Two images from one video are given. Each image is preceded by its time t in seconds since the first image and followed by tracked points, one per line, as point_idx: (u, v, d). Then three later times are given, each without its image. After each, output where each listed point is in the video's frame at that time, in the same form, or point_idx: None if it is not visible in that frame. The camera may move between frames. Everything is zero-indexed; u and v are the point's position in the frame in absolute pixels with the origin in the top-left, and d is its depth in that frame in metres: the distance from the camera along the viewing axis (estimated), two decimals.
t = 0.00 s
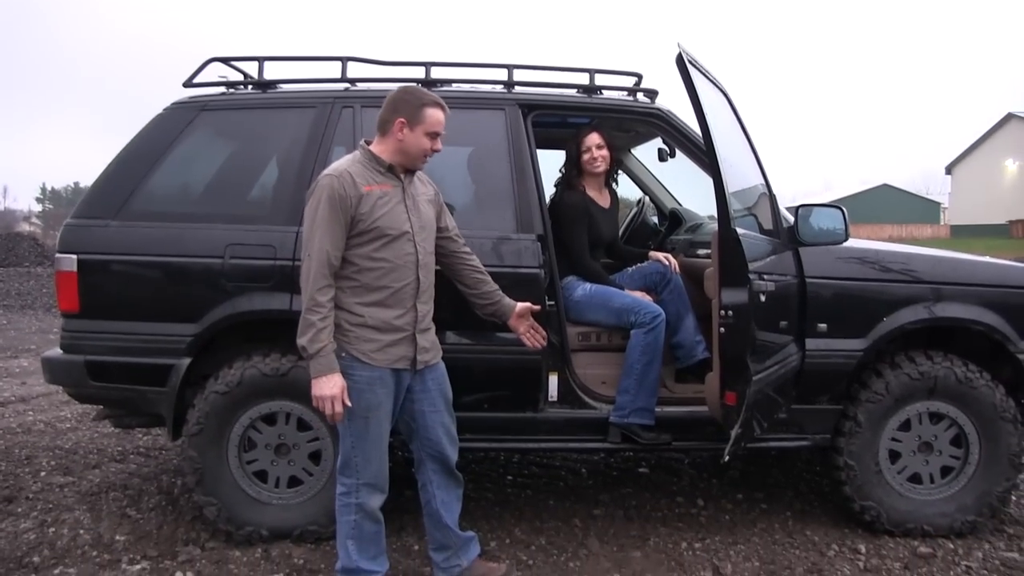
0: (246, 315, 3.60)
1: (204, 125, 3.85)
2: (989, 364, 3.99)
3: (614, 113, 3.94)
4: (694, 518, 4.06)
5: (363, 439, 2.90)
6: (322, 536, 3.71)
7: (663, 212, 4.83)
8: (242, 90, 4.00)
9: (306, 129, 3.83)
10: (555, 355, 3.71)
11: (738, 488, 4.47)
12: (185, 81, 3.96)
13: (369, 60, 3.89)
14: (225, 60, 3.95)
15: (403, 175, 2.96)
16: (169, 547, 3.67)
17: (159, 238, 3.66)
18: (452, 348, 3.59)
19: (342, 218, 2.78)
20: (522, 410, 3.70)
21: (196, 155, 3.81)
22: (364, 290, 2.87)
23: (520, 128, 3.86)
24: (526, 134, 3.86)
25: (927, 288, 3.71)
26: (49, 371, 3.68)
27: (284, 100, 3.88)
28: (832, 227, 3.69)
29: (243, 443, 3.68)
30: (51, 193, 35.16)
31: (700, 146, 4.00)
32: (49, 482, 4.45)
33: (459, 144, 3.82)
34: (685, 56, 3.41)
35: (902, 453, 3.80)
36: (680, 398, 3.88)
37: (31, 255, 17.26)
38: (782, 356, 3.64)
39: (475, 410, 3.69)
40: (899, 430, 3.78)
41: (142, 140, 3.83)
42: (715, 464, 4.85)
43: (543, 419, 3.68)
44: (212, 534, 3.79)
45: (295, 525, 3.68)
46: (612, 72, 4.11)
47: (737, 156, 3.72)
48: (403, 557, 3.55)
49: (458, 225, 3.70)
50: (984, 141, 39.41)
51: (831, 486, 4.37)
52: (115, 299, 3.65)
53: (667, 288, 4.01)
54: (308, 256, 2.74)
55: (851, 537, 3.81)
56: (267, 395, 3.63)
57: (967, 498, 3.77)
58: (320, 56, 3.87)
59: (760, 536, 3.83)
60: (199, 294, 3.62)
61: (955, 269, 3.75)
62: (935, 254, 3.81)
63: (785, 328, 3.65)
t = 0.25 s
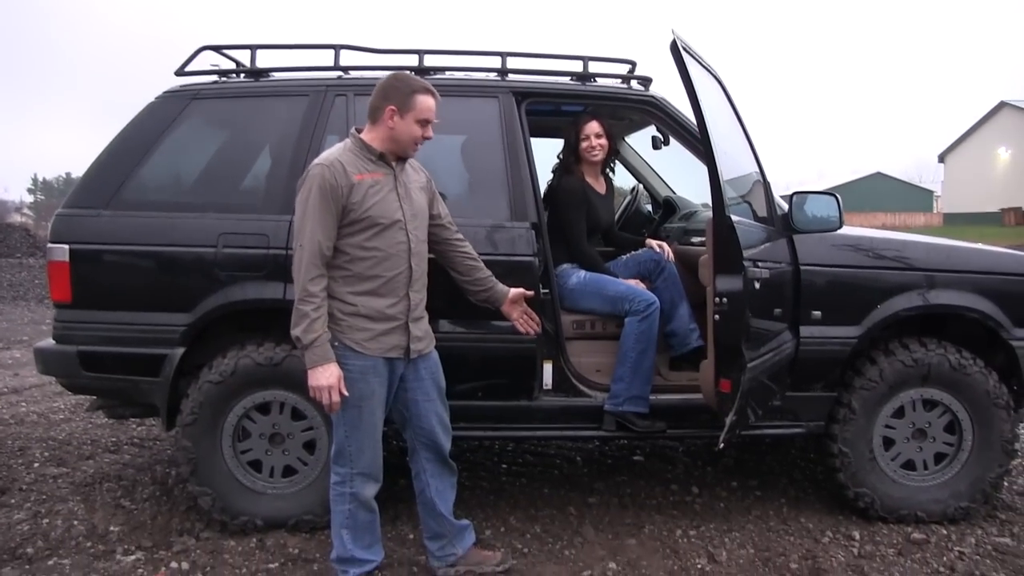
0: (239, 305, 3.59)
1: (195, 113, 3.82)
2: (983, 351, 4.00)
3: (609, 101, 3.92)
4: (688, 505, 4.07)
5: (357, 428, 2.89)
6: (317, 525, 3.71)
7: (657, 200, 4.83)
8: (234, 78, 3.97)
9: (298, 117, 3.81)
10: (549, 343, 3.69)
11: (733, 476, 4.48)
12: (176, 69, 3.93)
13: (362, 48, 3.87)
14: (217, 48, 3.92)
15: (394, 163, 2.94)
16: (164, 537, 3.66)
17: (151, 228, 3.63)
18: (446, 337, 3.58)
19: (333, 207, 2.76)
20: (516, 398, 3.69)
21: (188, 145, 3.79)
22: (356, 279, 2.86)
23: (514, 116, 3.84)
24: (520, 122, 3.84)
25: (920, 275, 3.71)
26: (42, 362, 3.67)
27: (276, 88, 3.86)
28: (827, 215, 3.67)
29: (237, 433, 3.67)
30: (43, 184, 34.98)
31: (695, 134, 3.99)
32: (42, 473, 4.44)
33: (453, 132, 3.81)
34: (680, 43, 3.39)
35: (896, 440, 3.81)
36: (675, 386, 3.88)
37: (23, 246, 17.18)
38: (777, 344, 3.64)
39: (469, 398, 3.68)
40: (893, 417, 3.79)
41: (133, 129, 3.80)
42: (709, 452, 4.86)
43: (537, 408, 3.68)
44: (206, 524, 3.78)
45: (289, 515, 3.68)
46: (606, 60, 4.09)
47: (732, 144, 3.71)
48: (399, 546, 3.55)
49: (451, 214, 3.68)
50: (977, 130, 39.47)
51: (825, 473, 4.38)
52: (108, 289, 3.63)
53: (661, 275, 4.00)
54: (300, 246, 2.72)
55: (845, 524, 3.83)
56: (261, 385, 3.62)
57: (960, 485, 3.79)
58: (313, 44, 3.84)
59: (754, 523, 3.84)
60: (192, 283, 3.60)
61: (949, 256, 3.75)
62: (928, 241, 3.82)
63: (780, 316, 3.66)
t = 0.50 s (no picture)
0: (234, 298, 3.57)
1: (190, 106, 3.80)
2: (978, 345, 4.00)
3: (605, 94, 3.91)
4: (684, 499, 4.07)
5: (352, 423, 2.88)
6: (312, 519, 3.70)
7: (653, 194, 4.82)
8: (229, 70, 3.95)
9: (294, 110, 3.79)
10: (544, 337, 3.70)
11: (728, 470, 4.48)
12: (171, 61, 3.91)
13: (358, 40, 3.85)
14: (212, 40, 3.89)
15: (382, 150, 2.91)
16: (158, 531, 3.66)
17: (145, 220, 3.62)
18: (442, 330, 3.57)
19: (328, 199, 2.75)
20: (512, 391, 3.69)
21: (183, 137, 3.77)
22: (352, 273, 2.85)
23: (509, 109, 3.83)
24: (516, 116, 3.83)
25: (916, 269, 3.71)
26: (36, 355, 3.65)
27: (271, 81, 3.83)
28: (822, 209, 3.67)
29: (231, 426, 3.66)
30: (37, 177, 34.84)
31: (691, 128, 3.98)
32: (36, 466, 4.43)
33: (448, 125, 3.79)
34: (676, 36, 3.38)
35: (891, 434, 3.81)
36: (671, 379, 3.88)
37: (17, 239, 17.11)
38: (772, 338, 3.64)
39: (465, 392, 3.68)
40: (889, 411, 3.79)
41: (127, 122, 3.78)
42: (704, 446, 4.86)
43: (533, 401, 3.67)
44: (201, 517, 3.77)
45: (284, 509, 3.67)
46: (602, 53, 4.08)
47: (728, 137, 3.70)
48: (394, 539, 3.55)
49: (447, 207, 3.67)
50: (973, 126, 39.52)
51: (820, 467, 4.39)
52: (102, 282, 3.61)
53: (657, 269, 3.99)
54: (294, 238, 2.70)
55: (840, 518, 3.83)
56: (255, 378, 3.61)
57: (955, 479, 3.80)
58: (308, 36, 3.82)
59: (749, 517, 3.85)
60: (186, 277, 3.58)
61: (945, 250, 3.75)
62: (924, 236, 3.81)
63: (776, 310, 3.65)
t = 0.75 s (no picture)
0: (229, 292, 3.56)
1: (185, 99, 3.78)
2: (973, 340, 4.01)
3: (601, 88, 3.90)
4: (679, 493, 4.08)
5: (349, 417, 2.88)
6: (307, 513, 3.70)
7: (649, 187, 4.81)
8: (224, 63, 3.93)
9: (289, 103, 3.78)
10: (540, 330, 3.70)
11: (724, 464, 4.49)
12: (166, 54, 3.89)
13: (354, 33, 3.83)
14: (207, 32, 3.88)
15: (375, 144, 2.91)
16: (154, 525, 3.65)
17: (140, 214, 3.61)
18: (438, 324, 3.57)
19: (321, 192, 2.74)
20: (508, 385, 3.69)
21: (177, 131, 3.75)
22: (348, 266, 2.84)
23: (505, 103, 3.82)
24: (511, 109, 3.82)
25: (911, 264, 3.72)
26: (30, 349, 3.64)
27: (267, 74, 3.82)
28: (818, 203, 3.68)
29: (227, 420, 3.65)
30: (31, 171, 34.72)
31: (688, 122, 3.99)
32: (31, 460, 4.41)
33: (443, 119, 3.78)
34: (673, 29, 3.38)
35: (886, 428, 3.82)
36: (667, 373, 3.88)
37: (11, 233, 17.05)
38: (768, 332, 3.64)
39: (461, 385, 3.68)
40: (884, 405, 3.80)
41: (121, 115, 3.76)
42: (699, 440, 4.87)
43: (529, 395, 3.67)
44: (196, 511, 3.77)
45: (279, 503, 3.67)
46: (599, 47, 4.07)
47: (724, 131, 3.69)
48: (390, 533, 3.55)
49: (443, 201, 3.66)
50: (968, 121, 39.58)
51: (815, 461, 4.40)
52: (97, 276, 3.60)
53: (653, 263, 3.99)
54: (287, 232, 2.70)
55: (835, 512, 3.84)
56: (250, 372, 3.61)
57: (950, 472, 3.81)
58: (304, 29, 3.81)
59: (745, 510, 3.86)
60: (181, 270, 3.57)
61: (940, 245, 3.76)
62: (919, 230, 3.82)
63: (771, 304, 3.66)
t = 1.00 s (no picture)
0: (223, 283, 3.55)
1: (179, 89, 3.76)
2: (967, 332, 4.02)
3: (597, 79, 3.89)
4: (674, 484, 4.09)
5: (348, 408, 2.87)
6: (302, 504, 3.69)
7: (645, 179, 4.81)
8: (218, 53, 3.91)
9: (284, 93, 3.76)
10: (535, 322, 3.70)
11: (719, 455, 4.50)
12: (160, 44, 3.87)
13: (349, 23, 3.81)
14: (201, 22, 3.85)
15: (378, 136, 2.92)
16: (148, 516, 3.65)
17: (134, 204, 3.59)
18: (433, 315, 3.56)
19: (320, 183, 2.73)
20: (502, 376, 3.69)
21: (172, 121, 3.73)
22: (345, 257, 2.84)
23: (501, 95, 3.80)
24: (507, 101, 3.81)
25: (906, 256, 3.72)
26: (24, 339, 3.62)
27: (261, 64, 3.80)
28: (814, 195, 3.67)
29: (221, 411, 3.64)
30: (24, 163, 34.56)
31: (684, 114, 3.98)
32: (25, 452, 4.40)
33: (439, 109, 3.77)
34: (670, 20, 3.37)
35: (880, 420, 3.83)
36: (661, 364, 3.88)
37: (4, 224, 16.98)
38: (764, 324, 3.64)
39: (456, 376, 3.68)
40: (878, 397, 3.81)
41: (115, 105, 3.74)
42: (694, 431, 4.88)
43: (524, 386, 3.67)
44: (191, 502, 3.76)
45: (274, 494, 3.66)
46: (595, 37, 4.05)
47: (720, 122, 3.68)
48: (385, 524, 3.55)
49: (438, 192, 3.66)
50: (963, 115, 39.62)
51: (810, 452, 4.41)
52: (91, 267, 3.58)
53: (649, 254, 3.99)
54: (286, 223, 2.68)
55: (829, 503, 3.85)
56: (245, 363, 3.60)
57: (943, 464, 3.82)
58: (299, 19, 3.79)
59: (740, 502, 3.86)
60: (176, 261, 3.56)
61: (936, 237, 3.76)
62: (915, 223, 3.82)
63: (767, 296, 3.66)
